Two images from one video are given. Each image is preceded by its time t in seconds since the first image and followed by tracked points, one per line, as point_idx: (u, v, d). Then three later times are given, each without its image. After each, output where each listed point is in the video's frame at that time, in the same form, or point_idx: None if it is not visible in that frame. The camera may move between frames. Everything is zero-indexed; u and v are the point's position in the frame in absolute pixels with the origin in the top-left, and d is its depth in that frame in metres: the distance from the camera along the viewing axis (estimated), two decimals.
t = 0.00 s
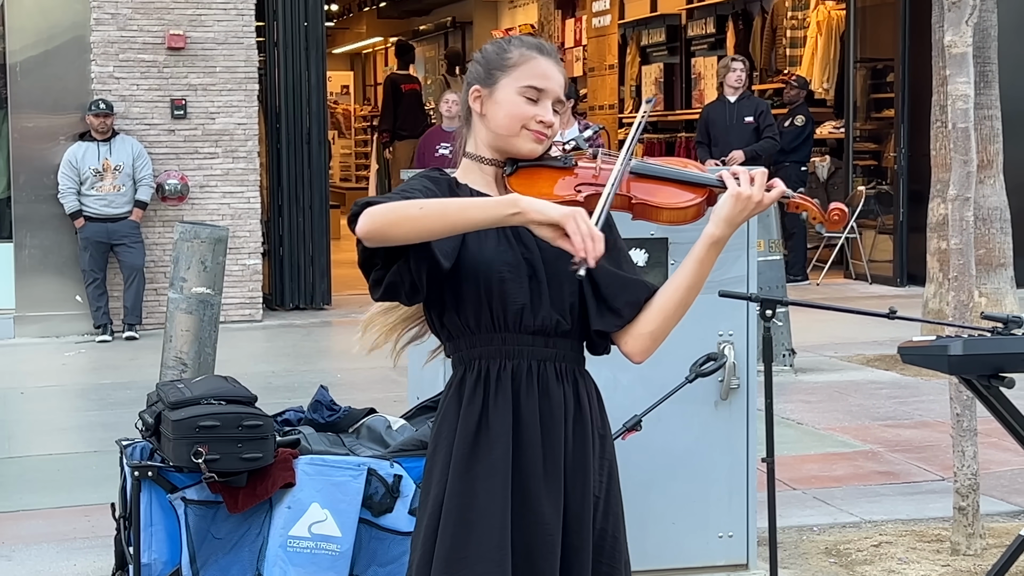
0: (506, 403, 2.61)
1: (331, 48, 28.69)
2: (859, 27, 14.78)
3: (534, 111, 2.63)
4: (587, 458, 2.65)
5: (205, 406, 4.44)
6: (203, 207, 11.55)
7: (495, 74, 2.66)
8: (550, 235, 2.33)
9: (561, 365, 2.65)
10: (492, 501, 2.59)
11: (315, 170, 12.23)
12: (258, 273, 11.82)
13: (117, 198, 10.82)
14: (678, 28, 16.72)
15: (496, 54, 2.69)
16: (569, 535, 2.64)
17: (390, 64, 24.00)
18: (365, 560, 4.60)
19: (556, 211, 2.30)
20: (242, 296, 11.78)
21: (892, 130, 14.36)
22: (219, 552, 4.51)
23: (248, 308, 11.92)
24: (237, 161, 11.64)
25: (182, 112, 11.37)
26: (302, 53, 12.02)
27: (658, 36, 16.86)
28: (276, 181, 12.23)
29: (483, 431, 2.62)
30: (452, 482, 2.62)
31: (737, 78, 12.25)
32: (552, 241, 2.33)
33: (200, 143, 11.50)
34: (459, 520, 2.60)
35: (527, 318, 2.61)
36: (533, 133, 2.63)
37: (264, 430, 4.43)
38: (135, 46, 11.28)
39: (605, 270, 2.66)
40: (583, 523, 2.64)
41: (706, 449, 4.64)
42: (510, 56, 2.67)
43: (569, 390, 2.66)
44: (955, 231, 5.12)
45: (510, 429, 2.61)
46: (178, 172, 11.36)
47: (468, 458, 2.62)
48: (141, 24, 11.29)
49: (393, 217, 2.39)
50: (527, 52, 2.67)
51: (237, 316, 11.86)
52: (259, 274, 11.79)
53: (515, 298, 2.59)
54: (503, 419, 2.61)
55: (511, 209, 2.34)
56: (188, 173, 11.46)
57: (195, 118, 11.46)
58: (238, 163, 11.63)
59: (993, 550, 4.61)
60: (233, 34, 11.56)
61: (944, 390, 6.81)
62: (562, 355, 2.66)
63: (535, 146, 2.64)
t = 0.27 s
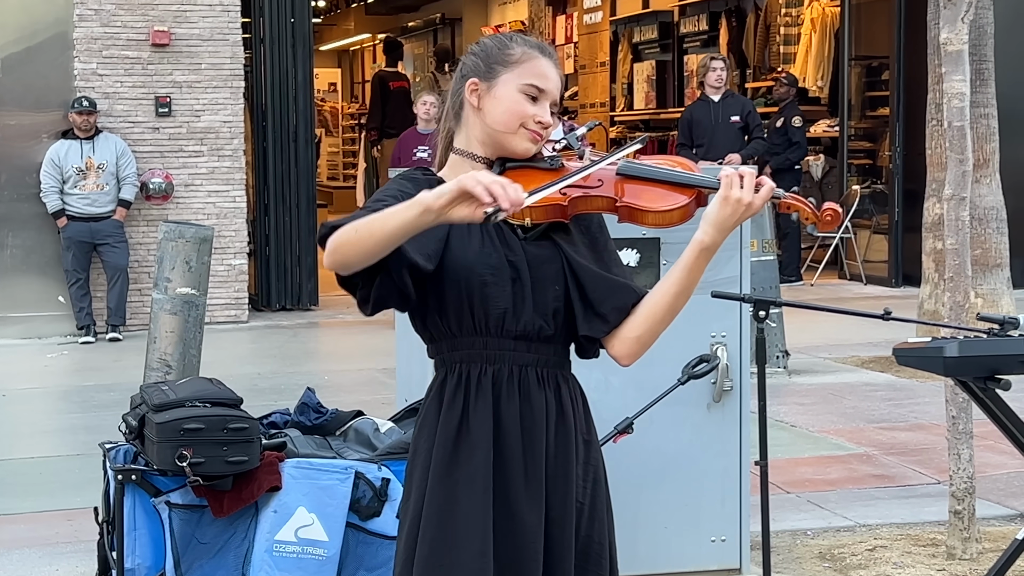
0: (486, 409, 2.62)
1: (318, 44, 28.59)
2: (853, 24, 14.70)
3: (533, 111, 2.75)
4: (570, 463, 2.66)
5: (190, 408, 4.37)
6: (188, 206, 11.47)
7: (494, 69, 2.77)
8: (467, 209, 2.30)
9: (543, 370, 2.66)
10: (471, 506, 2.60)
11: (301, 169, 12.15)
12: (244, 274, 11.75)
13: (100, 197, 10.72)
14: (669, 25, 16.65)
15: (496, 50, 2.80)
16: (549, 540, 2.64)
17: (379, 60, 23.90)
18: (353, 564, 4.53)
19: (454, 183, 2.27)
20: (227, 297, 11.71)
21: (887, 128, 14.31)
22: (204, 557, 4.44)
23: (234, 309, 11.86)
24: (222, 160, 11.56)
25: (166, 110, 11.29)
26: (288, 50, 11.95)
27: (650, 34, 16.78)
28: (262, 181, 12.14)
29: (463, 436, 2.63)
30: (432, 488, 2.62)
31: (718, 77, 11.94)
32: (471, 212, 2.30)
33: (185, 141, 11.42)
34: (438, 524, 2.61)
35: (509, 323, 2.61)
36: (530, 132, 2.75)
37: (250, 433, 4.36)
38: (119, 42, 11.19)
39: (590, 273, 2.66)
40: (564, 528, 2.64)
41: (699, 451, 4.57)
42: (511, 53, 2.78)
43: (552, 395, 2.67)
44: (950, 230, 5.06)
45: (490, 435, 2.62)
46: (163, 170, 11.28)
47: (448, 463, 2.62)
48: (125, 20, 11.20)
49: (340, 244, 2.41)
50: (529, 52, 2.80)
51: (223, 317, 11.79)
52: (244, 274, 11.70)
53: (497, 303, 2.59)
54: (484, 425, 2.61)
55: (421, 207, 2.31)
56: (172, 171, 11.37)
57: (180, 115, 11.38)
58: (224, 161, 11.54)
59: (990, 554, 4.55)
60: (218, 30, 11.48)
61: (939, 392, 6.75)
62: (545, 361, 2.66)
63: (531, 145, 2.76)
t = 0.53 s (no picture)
0: (468, 413, 2.59)
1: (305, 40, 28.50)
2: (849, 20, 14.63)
3: (524, 107, 2.67)
4: (552, 469, 2.63)
5: (174, 411, 4.28)
6: (172, 205, 11.37)
7: (483, 64, 2.68)
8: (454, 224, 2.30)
9: (527, 375, 2.63)
10: (451, 512, 2.57)
11: (287, 166, 12.08)
12: (229, 274, 11.65)
13: (83, 195, 10.62)
14: (663, 21, 16.61)
15: (484, 45, 2.71)
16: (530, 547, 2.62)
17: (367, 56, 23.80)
18: (340, 570, 4.43)
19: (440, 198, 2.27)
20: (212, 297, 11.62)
21: (883, 126, 14.24)
22: (188, 562, 4.35)
23: (218, 310, 11.77)
24: (207, 158, 11.46)
25: (150, 106, 11.21)
26: (274, 46, 11.87)
27: (643, 29, 16.74)
28: (248, 179, 12.07)
29: (444, 442, 2.61)
30: (412, 492, 2.60)
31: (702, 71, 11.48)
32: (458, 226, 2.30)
33: (170, 139, 11.33)
34: (418, 529, 2.58)
35: (492, 327, 2.59)
36: (522, 128, 2.67)
37: (235, 436, 4.28)
38: (101, 38, 11.10)
39: (575, 277, 2.63)
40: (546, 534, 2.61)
41: (692, 454, 4.50)
42: (499, 48, 2.70)
43: (535, 401, 2.64)
44: (948, 230, 4.98)
45: (472, 440, 2.60)
46: (146, 169, 11.18)
47: (429, 467, 2.60)
48: (108, 15, 11.11)
49: (330, 250, 2.42)
50: (517, 46, 2.71)
51: (207, 318, 11.71)
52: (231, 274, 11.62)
53: (480, 307, 2.57)
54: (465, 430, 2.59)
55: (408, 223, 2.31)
56: (156, 170, 11.28)
57: (163, 112, 11.28)
58: (209, 160, 11.44)
59: (988, 559, 4.48)
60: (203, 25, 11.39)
61: (937, 395, 6.68)
62: (528, 365, 2.64)
63: (522, 142, 2.68)
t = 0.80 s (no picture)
0: (455, 417, 2.52)
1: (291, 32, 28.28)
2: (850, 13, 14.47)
3: (513, 104, 2.53)
4: (543, 474, 2.56)
5: (153, 415, 4.12)
6: (151, 202, 11.22)
7: (471, 59, 2.54)
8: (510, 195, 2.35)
9: (515, 379, 2.56)
10: (439, 519, 2.50)
11: (271, 161, 11.94)
12: (210, 273, 11.48)
13: (59, 192, 10.47)
14: (658, 12, 16.47)
15: (472, 38, 2.57)
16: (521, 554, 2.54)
17: (353, 47, 23.58)
18: None
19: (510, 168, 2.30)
20: (192, 298, 11.44)
21: (886, 122, 14.09)
22: (167, 572, 4.20)
23: (200, 311, 11.57)
24: (187, 153, 11.30)
25: (128, 100, 11.05)
26: (257, 37, 11.72)
27: (639, 21, 16.62)
28: (231, 175, 11.93)
29: (432, 447, 2.53)
30: (399, 499, 2.52)
31: (704, 71, 11.21)
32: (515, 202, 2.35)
33: (148, 134, 11.17)
34: (405, 537, 2.51)
35: (480, 329, 2.52)
36: (512, 126, 2.53)
37: (217, 441, 4.13)
38: (78, 29, 10.94)
39: (564, 278, 2.57)
40: (537, 542, 2.54)
41: (688, 460, 4.35)
42: (489, 42, 2.56)
43: (524, 405, 2.57)
44: (952, 229, 4.84)
45: (460, 445, 2.52)
46: (124, 165, 11.03)
47: (415, 473, 2.52)
48: (84, 6, 10.95)
49: (341, 204, 2.31)
50: (506, 41, 2.57)
51: (187, 319, 11.51)
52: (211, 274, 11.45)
53: (468, 308, 2.50)
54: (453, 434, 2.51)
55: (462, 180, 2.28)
56: (135, 166, 11.13)
57: (142, 106, 11.13)
58: (189, 155, 11.29)
59: (993, 569, 4.34)
60: (183, 16, 11.21)
61: (941, 399, 6.54)
62: (517, 368, 2.57)
63: (511, 140, 2.54)
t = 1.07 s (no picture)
0: (445, 419, 2.43)
1: (279, 28, 28.15)
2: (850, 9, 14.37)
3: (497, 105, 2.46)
4: (536, 478, 2.47)
5: (137, 418, 4.03)
6: (136, 200, 11.13)
7: (455, 58, 2.46)
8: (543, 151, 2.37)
9: (505, 381, 2.48)
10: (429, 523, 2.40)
11: (259, 159, 11.86)
12: (196, 273, 11.39)
13: (42, 189, 10.36)
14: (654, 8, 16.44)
15: (456, 34, 2.48)
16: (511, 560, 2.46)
17: (343, 43, 23.47)
18: None
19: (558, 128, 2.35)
20: (178, 297, 11.34)
21: (885, 119, 14.01)
22: None
23: (185, 311, 11.48)
24: (173, 150, 11.22)
25: (113, 96, 10.95)
26: (244, 32, 11.62)
27: (633, 17, 16.57)
28: (217, 173, 11.85)
29: (421, 449, 2.44)
30: (387, 504, 2.43)
31: (694, 60, 11.08)
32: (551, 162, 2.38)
33: (133, 130, 11.07)
34: (394, 542, 2.41)
35: (470, 330, 2.43)
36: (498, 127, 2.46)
37: (202, 445, 4.04)
38: (62, 23, 10.84)
39: (555, 280, 2.49)
40: (529, 548, 2.46)
41: (683, 463, 4.26)
42: (473, 40, 2.47)
43: (515, 407, 2.48)
44: (953, 229, 4.75)
45: (450, 448, 2.43)
46: (109, 161, 10.93)
47: (404, 477, 2.43)
48: None
49: (397, 143, 2.27)
50: (491, 38, 2.48)
51: (172, 320, 11.41)
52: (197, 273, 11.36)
53: (458, 307, 2.42)
54: (442, 437, 2.42)
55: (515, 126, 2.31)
56: (119, 163, 11.03)
57: (127, 102, 11.04)
58: (175, 152, 11.20)
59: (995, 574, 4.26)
60: (168, 10, 11.11)
61: (941, 401, 6.46)
62: (506, 371, 2.48)
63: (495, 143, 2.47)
